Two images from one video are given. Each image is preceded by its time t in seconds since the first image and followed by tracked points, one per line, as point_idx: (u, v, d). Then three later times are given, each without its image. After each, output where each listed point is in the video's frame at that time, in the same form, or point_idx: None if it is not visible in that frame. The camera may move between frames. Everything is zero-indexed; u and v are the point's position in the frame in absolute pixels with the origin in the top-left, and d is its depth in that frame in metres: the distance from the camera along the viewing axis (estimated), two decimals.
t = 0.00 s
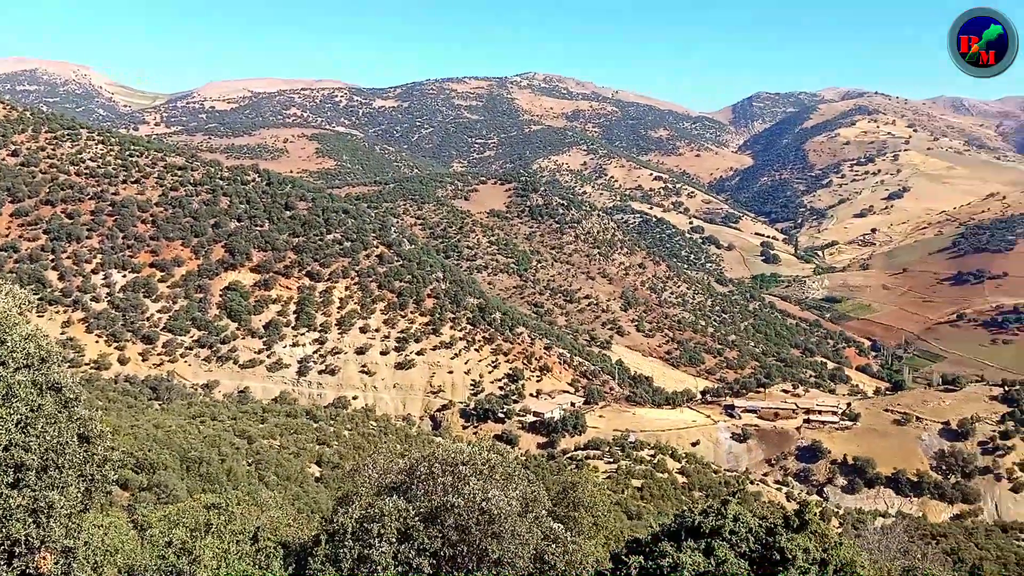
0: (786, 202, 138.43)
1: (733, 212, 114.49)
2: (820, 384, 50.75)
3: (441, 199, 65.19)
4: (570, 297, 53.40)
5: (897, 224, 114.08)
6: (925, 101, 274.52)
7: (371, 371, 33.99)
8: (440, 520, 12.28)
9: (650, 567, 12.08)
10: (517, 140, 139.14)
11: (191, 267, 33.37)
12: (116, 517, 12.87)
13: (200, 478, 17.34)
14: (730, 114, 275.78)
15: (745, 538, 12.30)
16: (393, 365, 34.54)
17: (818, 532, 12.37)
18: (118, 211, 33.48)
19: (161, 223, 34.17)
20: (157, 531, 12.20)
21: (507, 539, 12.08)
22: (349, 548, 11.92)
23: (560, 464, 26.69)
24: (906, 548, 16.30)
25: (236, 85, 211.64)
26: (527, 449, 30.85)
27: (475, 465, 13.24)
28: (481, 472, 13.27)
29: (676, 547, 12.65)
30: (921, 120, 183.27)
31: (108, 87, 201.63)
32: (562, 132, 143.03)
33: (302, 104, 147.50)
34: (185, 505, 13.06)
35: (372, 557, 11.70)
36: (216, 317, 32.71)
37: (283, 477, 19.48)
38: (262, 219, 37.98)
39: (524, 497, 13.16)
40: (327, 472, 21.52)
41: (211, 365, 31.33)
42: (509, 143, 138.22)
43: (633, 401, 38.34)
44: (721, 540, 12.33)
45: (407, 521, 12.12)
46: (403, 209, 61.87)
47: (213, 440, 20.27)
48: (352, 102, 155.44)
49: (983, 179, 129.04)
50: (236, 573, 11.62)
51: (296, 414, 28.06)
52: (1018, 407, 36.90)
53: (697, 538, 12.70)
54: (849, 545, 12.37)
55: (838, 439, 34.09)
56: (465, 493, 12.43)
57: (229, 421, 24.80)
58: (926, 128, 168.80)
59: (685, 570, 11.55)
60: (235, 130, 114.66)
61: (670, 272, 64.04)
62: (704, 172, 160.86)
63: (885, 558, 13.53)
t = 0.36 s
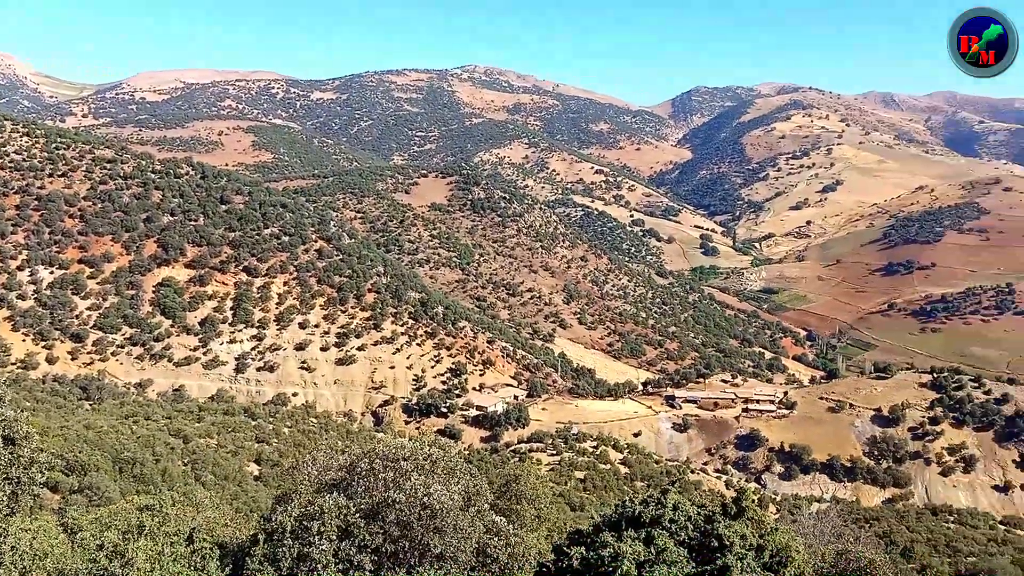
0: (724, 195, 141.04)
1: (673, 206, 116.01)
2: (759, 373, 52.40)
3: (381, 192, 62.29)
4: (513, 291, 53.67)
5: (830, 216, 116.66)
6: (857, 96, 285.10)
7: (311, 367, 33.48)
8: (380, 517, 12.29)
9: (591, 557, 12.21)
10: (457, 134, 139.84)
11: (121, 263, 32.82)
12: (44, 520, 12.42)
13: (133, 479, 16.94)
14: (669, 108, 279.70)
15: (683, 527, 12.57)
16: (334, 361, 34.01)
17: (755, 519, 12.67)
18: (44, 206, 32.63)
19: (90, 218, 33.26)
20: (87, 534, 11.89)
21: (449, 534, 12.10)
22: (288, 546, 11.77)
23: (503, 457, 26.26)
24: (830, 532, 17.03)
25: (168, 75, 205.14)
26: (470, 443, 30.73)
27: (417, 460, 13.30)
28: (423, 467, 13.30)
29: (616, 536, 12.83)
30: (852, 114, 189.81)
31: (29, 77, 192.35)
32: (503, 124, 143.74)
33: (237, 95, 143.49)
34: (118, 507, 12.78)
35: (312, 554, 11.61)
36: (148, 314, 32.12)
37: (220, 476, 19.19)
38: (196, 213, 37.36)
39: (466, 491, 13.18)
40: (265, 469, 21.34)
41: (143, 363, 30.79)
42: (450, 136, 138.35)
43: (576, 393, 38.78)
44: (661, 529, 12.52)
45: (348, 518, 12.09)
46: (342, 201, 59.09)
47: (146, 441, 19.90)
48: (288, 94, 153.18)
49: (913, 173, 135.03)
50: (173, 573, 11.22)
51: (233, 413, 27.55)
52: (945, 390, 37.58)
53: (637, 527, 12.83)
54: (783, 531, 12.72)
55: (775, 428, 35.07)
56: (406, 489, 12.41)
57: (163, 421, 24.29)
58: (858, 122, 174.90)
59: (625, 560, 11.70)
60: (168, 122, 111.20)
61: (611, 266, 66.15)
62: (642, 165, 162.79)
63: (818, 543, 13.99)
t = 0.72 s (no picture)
0: (657, 190, 145.76)
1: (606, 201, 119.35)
2: (689, 365, 54.89)
3: (312, 186, 62.67)
4: (447, 287, 53.74)
5: (759, 210, 123.64)
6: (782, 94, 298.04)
7: (240, 367, 33.16)
8: (312, 518, 12.10)
9: (527, 553, 12.34)
10: (391, 129, 139.82)
11: (38, 262, 31.54)
12: None
13: (53, 487, 16.48)
14: (602, 105, 284.66)
15: (617, 519, 12.67)
16: (263, 361, 33.81)
17: (686, 509, 12.91)
18: None
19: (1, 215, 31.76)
20: None
21: (381, 534, 12.04)
22: (214, 551, 11.61)
23: (439, 453, 26.15)
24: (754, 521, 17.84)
25: (84, 68, 197.06)
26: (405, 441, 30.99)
27: (347, 460, 13.26)
28: (355, 467, 13.24)
29: (551, 530, 12.94)
30: (777, 111, 197.27)
31: None
32: (435, 120, 144.59)
33: (158, 88, 139.12)
34: (35, 515, 12.26)
35: (239, 558, 11.44)
36: (67, 315, 31.03)
37: (144, 481, 18.95)
38: (116, 211, 36.35)
39: (399, 490, 13.15)
40: (193, 473, 21.00)
41: (62, 366, 29.74)
42: (382, 131, 139.05)
43: (510, 388, 39.46)
44: (594, 522, 12.64)
45: (278, 521, 11.91)
46: (271, 197, 58.52)
47: (66, 446, 19.35)
48: (213, 87, 150.56)
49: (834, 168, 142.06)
50: None
51: (159, 415, 26.94)
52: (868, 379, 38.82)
53: (570, 521, 12.97)
54: (714, 519, 13.00)
55: (707, 419, 36.37)
56: (338, 489, 12.25)
57: (84, 425, 23.39)
58: (784, 118, 182.58)
59: (559, 553, 11.82)
60: (87, 116, 106.92)
61: (545, 261, 67.58)
62: (575, 160, 165.69)
63: (749, 531, 14.33)
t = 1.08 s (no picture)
0: (597, 186, 149.69)
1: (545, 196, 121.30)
2: (631, 359, 56.03)
3: (246, 183, 61.12)
4: (387, 285, 53.52)
5: (696, 206, 126.95)
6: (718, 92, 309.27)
7: (172, 369, 32.77)
8: (249, 521, 11.92)
9: (469, 550, 12.34)
10: (327, 124, 141.53)
11: None
12: None
13: None
14: (543, 101, 288.02)
15: (559, 514, 12.73)
16: (198, 361, 33.53)
17: (627, 502, 13.10)
18: None
19: None
20: None
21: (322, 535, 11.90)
22: (148, 558, 11.41)
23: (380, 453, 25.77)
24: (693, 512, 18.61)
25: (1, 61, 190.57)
26: (345, 440, 30.86)
27: (287, 461, 13.11)
28: (293, 467, 13.14)
29: (493, 526, 12.93)
30: (714, 108, 204.65)
31: None
32: (372, 115, 146.35)
33: (84, 81, 134.73)
34: None
35: (173, 564, 11.23)
36: None
37: (75, 487, 18.60)
38: (40, 208, 35.15)
39: (339, 490, 13.07)
40: (125, 478, 20.60)
41: None
42: (318, 127, 140.12)
43: (453, 386, 39.35)
44: (537, 517, 12.66)
45: (213, 524, 11.73)
46: (203, 194, 56.90)
47: None
48: (143, 81, 149.00)
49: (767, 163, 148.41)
50: None
51: (88, 419, 26.25)
52: (804, 370, 39.97)
53: (513, 517, 12.94)
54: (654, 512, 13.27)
55: (648, 412, 36.72)
56: (276, 490, 12.09)
57: (6, 430, 22.37)
58: (720, 115, 189.67)
59: (501, 550, 11.83)
60: (8, 109, 102.65)
61: (487, 257, 68.14)
62: (514, 156, 167.73)
63: (693, 524, 14.73)
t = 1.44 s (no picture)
0: (539, 181, 154.52)
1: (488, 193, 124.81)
2: (574, 352, 57.25)
3: (180, 179, 60.48)
4: (328, 283, 53.80)
5: (637, 201, 131.36)
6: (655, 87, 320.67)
7: (104, 372, 31.96)
8: (187, 525, 11.74)
9: (414, 548, 12.43)
10: (264, 120, 143.33)
11: None
12: None
13: None
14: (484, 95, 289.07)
15: (503, 509, 12.82)
16: (131, 364, 32.80)
17: (571, 495, 13.22)
18: None
19: None
20: None
21: (263, 537, 11.74)
22: (80, 566, 11.18)
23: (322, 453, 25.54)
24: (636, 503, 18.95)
25: None
26: (286, 440, 30.68)
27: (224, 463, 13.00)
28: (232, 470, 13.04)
29: (438, 523, 12.95)
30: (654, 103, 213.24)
31: None
32: (310, 110, 149.59)
33: (6, 74, 129.06)
34: None
35: (107, 569, 11.07)
36: None
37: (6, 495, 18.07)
38: None
39: (280, 492, 12.98)
40: (55, 484, 20.14)
41: None
42: (254, 122, 142.24)
43: (397, 382, 39.96)
44: (480, 513, 12.74)
45: (149, 530, 11.54)
46: (134, 190, 55.29)
47: None
48: (69, 75, 145.56)
49: (707, 157, 155.00)
50: None
51: (15, 423, 24.84)
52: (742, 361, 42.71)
53: (457, 513, 12.98)
54: (597, 503, 13.43)
55: (592, 405, 38.82)
56: (214, 493, 11.87)
57: None
58: (656, 110, 197.89)
59: (445, 547, 11.83)
60: None
61: (429, 253, 68.63)
62: (455, 152, 170.92)
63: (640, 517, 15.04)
